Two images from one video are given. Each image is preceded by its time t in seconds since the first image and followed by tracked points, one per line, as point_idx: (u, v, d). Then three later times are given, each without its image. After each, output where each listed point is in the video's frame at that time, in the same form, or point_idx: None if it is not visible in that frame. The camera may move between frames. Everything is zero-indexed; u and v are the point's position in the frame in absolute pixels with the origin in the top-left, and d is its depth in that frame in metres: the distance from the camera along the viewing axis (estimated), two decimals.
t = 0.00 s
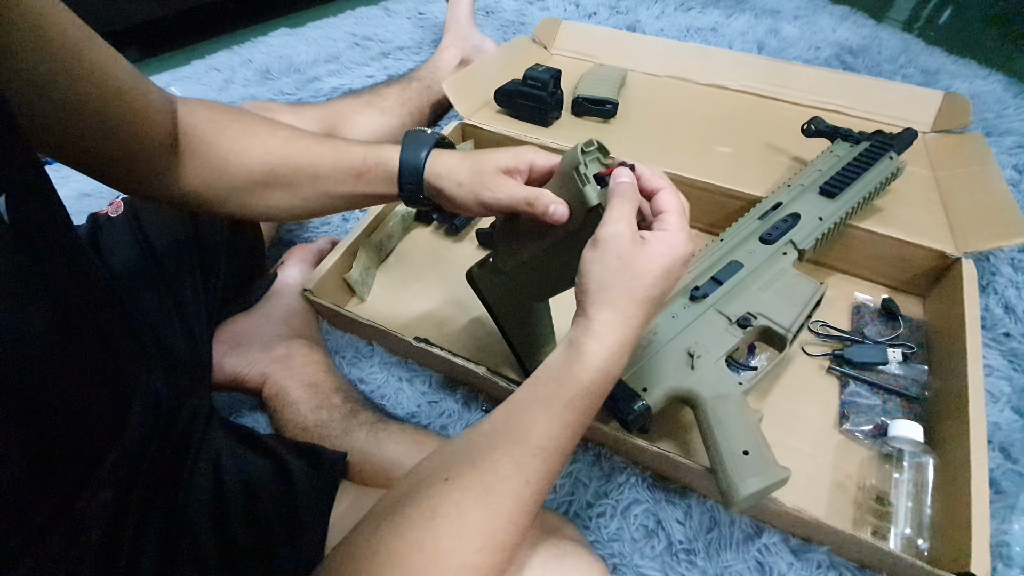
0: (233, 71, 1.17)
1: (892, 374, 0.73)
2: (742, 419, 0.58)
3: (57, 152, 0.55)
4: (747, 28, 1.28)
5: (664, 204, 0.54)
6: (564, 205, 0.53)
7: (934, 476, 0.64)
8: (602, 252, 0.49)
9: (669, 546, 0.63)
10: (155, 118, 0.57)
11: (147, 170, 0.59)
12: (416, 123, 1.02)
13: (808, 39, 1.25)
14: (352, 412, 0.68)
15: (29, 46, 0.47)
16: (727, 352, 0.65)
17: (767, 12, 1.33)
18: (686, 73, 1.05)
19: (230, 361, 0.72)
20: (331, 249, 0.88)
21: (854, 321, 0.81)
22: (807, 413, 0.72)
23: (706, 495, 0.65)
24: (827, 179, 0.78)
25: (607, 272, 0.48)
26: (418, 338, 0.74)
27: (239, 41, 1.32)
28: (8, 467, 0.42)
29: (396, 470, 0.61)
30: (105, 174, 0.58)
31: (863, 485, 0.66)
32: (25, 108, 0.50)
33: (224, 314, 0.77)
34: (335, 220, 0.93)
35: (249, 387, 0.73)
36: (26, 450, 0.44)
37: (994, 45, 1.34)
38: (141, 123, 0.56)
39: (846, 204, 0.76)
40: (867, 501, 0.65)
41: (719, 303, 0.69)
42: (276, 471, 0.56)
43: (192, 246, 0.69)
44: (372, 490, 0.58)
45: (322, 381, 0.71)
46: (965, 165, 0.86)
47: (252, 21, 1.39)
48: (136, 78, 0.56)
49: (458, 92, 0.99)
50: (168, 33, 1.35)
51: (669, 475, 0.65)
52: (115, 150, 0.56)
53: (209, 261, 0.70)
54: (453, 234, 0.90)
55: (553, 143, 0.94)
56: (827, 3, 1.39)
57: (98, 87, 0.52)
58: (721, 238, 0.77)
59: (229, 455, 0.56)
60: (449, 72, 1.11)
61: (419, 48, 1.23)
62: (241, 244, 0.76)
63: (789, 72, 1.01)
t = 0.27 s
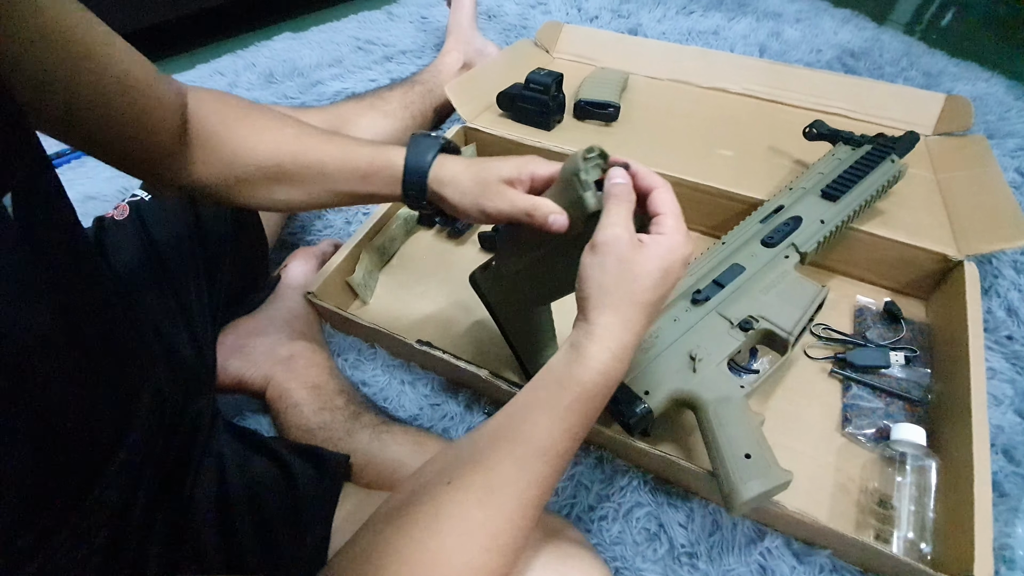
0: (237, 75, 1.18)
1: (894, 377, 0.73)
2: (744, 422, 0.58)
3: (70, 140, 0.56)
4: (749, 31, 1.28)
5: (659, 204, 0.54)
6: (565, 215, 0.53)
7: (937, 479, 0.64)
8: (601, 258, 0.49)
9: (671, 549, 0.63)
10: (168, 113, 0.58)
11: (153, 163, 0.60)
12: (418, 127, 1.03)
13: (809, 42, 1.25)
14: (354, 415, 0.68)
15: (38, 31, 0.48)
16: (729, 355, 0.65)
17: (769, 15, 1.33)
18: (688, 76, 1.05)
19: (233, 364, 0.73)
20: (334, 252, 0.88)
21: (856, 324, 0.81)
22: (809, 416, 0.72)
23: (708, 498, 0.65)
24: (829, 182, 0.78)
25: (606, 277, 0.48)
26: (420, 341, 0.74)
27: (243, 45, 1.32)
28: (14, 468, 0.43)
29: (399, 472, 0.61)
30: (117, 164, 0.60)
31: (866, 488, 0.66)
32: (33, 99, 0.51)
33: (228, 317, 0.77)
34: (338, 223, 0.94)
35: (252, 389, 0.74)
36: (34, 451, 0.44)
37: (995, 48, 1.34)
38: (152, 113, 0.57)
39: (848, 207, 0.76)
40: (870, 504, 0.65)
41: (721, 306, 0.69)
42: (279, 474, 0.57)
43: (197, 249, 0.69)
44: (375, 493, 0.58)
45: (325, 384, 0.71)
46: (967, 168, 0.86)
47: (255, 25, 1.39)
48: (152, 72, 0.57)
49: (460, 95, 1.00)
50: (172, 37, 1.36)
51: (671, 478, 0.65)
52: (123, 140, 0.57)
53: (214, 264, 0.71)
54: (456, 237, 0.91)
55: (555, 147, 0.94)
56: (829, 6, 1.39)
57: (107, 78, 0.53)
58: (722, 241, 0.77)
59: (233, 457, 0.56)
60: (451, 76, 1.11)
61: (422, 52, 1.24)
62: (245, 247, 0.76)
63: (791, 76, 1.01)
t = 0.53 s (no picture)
0: (240, 79, 1.18)
1: (897, 381, 0.73)
2: (745, 426, 0.58)
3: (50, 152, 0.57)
4: (751, 34, 1.28)
5: (641, 200, 0.53)
6: (535, 221, 0.53)
7: (940, 483, 0.63)
8: (584, 258, 0.49)
9: (672, 553, 0.62)
10: (148, 124, 0.59)
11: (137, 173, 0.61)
12: (420, 130, 1.03)
13: (812, 45, 1.25)
14: (355, 418, 0.68)
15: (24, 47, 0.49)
16: (729, 359, 0.65)
17: (771, 18, 1.33)
18: (690, 79, 1.05)
19: (235, 366, 0.73)
20: (336, 255, 0.88)
21: (858, 327, 0.80)
22: (811, 419, 0.71)
23: (709, 502, 0.64)
24: (830, 186, 0.78)
25: (591, 278, 0.48)
26: (421, 343, 0.74)
27: (247, 49, 1.33)
28: (11, 472, 0.43)
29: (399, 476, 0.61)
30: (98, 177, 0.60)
31: (868, 492, 0.65)
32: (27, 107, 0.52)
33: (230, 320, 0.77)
34: (340, 226, 0.94)
35: (254, 392, 0.74)
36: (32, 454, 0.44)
37: (999, 51, 1.34)
38: (134, 125, 0.58)
39: (849, 210, 0.75)
40: (872, 509, 0.64)
41: (722, 309, 0.68)
42: (279, 476, 0.57)
43: (198, 252, 0.69)
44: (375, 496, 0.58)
45: (325, 387, 0.71)
46: (970, 171, 0.85)
47: (259, 28, 1.40)
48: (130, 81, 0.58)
49: (462, 99, 1.00)
50: (176, 41, 1.36)
51: (672, 482, 0.65)
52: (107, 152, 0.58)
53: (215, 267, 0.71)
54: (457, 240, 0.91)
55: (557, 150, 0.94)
56: (831, 9, 1.39)
57: (95, 88, 0.54)
58: (724, 244, 0.77)
59: (233, 460, 0.56)
60: (453, 79, 1.11)
61: (424, 55, 1.24)
62: (248, 251, 0.76)
63: (792, 79, 1.01)
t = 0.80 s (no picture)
0: (244, 81, 1.19)
1: (900, 383, 0.73)
2: (747, 429, 0.58)
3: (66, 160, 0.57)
4: (754, 36, 1.28)
5: (653, 202, 0.54)
6: (552, 228, 0.54)
7: (944, 485, 0.63)
8: (594, 252, 0.49)
9: (674, 555, 0.62)
10: (164, 133, 0.59)
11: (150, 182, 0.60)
12: (423, 132, 1.03)
13: (814, 47, 1.25)
14: (357, 419, 0.68)
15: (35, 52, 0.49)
16: (732, 361, 0.65)
17: (773, 20, 1.33)
18: (692, 81, 1.05)
19: (238, 367, 0.73)
20: (339, 256, 0.88)
21: (861, 329, 0.80)
22: (813, 421, 0.71)
23: (711, 504, 0.64)
24: (832, 187, 0.78)
25: (601, 272, 0.49)
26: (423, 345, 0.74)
27: (250, 51, 1.33)
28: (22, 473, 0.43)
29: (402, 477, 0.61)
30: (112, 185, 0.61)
31: (871, 495, 0.65)
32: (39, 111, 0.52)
33: (235, 321, 0.77)
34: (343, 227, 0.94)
35: (257, 393, 0.74)
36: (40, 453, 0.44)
37: (1002, 54, 1.34)
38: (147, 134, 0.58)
39: (852, 212, 0.75)
40: (875, 511, 0.64)
41: (724, 311, 0.68)
42: (284, 477, 0.57)
43: (204, 254, 0.70)
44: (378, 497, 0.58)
45: (328, 387, 0.72)
46: (973, 173, 0.85)
47: (262, 31, 1.41)
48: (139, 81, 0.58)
49: (464, 101, 1.00)
50: (180, 43, 1.37)
51: (674, 484, 0.65)
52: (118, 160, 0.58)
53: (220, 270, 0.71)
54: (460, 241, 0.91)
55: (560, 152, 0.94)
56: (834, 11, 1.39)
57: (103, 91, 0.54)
58: (725, 246, 0.77)
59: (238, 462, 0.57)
60: (456, 81, 1.11)
61: (426, 58, 1.24)
62: (254, 253, 0.76)
63: (795, 80, 1.01)
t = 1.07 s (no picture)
0: (250, 84, 1.20)
1: (902, 385, 0.73)
2: (750, 429, 0.58)
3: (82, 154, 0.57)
4: (756, 39, 1.28)
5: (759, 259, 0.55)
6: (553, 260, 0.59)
7: (946, 487, 0.63)
8: (690, 302, 0.51)
9: (676, 556, 0.63)
10: (183, 124, 0.59)
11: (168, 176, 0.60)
12: (428, 136, 1.04)
13: (817, 49, 1.25)
14: (363, 420, 0.69)
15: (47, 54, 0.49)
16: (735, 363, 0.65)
17: (776, 23, 1.33)
18: (695, 84, 1.06)
19: (245, 368, 0.74)
20: (344, 259, 0.89)
21: (863, 331, 0.81)
22: (816, 423, 0.72)
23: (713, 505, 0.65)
24: (835, 190, 0.79)
25: (688, 323, 0.51)
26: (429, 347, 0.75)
27: (255, 55, 1.34)
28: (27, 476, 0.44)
29: (407, 477, 0.62)
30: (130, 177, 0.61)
31: (873, 496, 0.66)
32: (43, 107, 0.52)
33: (241, 322, 0.78)
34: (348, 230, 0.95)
35: (264, 394, 0.75)
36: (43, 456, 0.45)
37: (1005, 56, 1.34)
38: (163, 126, 0.57)
39: (855, 215, 0.76)
40: (877, 513, 0.64)
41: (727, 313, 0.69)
42: (291, 475, 0.58)
43: (212, 253, 0.70)
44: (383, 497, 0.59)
45: (334, 389, 0.72)
46: (976, 176, 0.86)
47: (267, 34, 1.41)
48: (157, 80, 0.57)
49: (469, 104, 1.01)
50: (185, 47, 1.38)
51: (676, 485, 0.66)
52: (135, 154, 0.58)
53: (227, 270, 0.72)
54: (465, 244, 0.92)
55: (564, 155, 0.95)
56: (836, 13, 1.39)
57: (115, 89, 0.53)
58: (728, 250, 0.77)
59: (245, 460, 0.57)
60: (460, 84, 1.12)
61: (431, 61, 1.25)
62: (262, 253, 0.77)
63: (797, 83, 1.01)
